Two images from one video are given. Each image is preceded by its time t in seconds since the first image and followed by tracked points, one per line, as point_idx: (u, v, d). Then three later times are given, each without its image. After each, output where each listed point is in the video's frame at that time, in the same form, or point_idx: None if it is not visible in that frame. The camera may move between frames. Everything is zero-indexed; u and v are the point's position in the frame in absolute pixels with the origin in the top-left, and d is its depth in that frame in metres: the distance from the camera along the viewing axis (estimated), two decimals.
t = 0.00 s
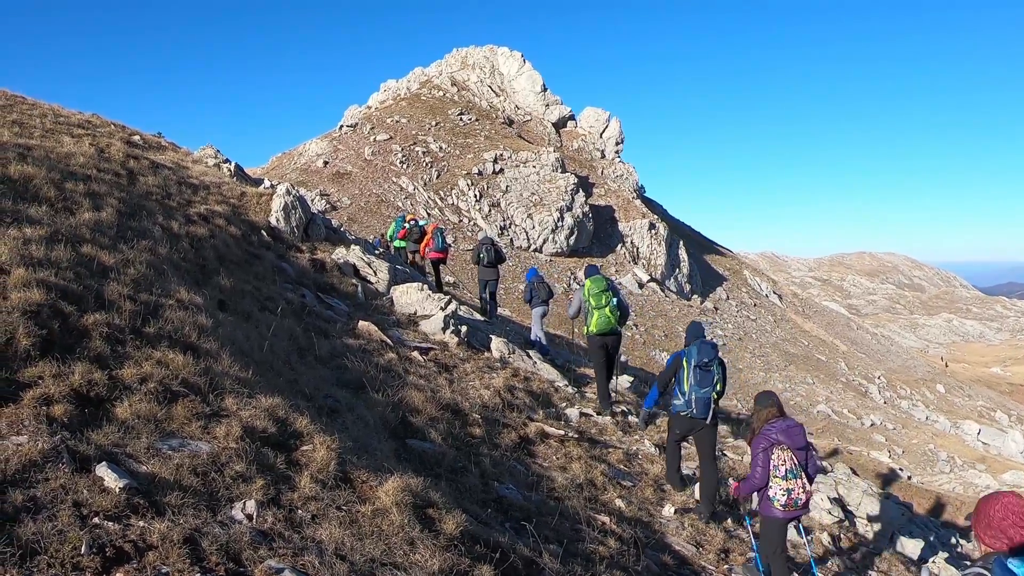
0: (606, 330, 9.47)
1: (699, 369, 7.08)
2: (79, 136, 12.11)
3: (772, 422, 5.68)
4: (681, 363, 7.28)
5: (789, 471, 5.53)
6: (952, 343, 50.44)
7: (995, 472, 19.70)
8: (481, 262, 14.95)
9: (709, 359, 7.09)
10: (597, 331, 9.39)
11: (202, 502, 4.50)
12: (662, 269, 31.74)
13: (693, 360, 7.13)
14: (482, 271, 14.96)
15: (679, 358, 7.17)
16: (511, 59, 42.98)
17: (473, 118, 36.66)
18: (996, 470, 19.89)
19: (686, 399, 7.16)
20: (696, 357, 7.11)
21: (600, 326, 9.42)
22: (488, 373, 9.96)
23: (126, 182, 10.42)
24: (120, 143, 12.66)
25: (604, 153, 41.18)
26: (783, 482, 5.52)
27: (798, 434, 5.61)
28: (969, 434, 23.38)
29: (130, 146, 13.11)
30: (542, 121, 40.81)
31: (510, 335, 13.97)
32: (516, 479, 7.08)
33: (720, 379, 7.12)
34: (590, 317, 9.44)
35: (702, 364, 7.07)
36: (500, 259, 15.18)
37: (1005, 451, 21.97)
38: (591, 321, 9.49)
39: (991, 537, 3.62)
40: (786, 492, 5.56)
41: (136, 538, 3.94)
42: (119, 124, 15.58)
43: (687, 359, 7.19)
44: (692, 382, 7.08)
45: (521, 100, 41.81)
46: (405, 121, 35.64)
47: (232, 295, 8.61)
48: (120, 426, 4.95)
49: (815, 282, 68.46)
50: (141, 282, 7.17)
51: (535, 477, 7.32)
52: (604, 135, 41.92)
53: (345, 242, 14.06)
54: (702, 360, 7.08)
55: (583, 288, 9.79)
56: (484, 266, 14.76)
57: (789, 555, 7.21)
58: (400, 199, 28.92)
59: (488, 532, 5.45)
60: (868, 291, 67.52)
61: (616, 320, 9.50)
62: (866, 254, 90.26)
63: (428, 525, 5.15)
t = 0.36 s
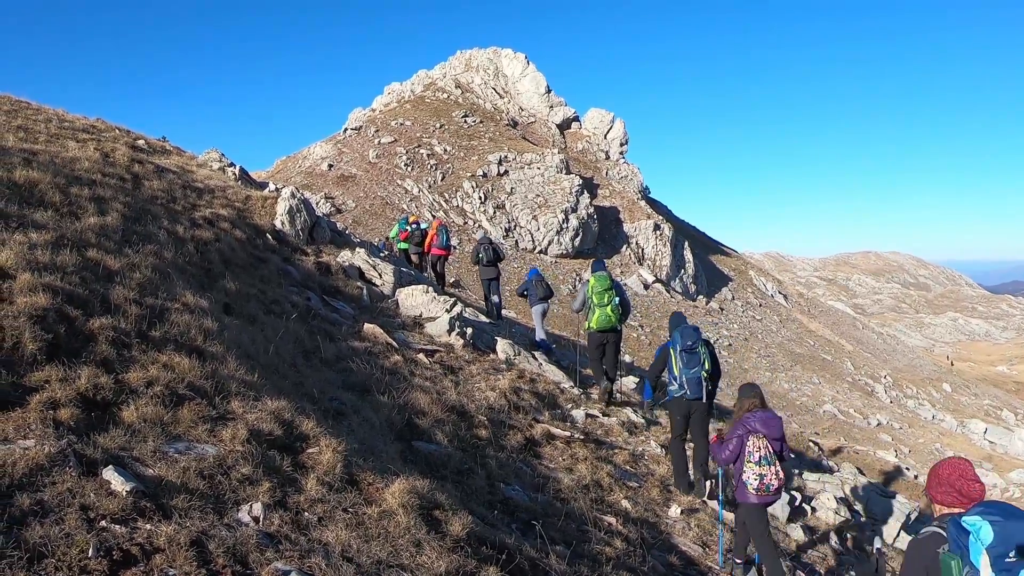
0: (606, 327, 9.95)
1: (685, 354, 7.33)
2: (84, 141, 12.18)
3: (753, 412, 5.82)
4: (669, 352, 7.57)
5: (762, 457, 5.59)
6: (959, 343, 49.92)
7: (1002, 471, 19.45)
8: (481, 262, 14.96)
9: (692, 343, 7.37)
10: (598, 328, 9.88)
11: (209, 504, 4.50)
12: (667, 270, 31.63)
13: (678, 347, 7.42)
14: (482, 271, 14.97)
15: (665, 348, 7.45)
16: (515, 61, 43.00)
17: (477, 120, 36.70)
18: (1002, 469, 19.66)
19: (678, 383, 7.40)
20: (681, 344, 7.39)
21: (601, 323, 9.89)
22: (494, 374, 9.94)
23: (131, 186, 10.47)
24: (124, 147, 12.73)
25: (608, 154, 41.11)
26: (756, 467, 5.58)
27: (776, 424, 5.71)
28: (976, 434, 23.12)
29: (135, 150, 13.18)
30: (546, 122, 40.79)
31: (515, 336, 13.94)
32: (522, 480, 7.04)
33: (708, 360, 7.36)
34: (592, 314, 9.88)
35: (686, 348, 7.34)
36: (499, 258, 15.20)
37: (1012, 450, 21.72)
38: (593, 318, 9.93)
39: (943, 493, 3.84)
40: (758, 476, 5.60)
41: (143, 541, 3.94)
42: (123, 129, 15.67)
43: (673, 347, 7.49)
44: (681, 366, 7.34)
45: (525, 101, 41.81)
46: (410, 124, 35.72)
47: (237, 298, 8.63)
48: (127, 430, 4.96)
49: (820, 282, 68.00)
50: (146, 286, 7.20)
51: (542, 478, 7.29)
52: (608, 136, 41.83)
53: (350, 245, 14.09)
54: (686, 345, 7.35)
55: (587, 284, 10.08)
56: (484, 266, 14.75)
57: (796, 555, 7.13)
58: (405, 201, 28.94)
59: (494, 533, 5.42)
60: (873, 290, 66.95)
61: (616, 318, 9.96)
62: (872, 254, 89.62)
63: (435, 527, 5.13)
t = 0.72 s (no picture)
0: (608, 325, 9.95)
1: (681, 352, 7.34)
2: (90, 144, 12.27)
3: (741, 392, 6.00)
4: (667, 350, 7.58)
5: (745, 438, 5.78)
6: (966, 342, 49.38)
7: (1008, 471, 19.26)
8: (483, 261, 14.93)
9: (689, 341, 7.34)
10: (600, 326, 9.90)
11: (216, 505, 4.50)
12: (673, 270, 31.52)
13: (675, 345, 7.43)
14: (483, 271, 14.94)
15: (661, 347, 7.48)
16: (519, 62, 43.02)
17: (482, 121, 36.73)
18: (1010, 469, 19.45)
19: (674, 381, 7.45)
20: (677, 342, 7.40)
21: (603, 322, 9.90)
22: (500, 375, 9.92)
23: (137, 189, 10.53)
24: (130, 150, 12.82)
25: (613, 154, 41.04)
26: (738, 446, 5.81)
27: (763, 405, 5.96)
28: (982, 433, 22.90)
29: (140, 152, 13.26)
30: (551, 123, 40.76)
31: (521, 337, 13.92)
32: (527, 481, 7.01)
33: (703, 357, 7.34)
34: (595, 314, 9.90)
35: (682, 347, 7.35)
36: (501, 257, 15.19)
37: (1019, 450, 21.49)
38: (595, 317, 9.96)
39: (904, 470, 4.03)
40: (739, 455, 5.83)
41: (150, 542, 3.95)
42: (129, 132, 15.78)
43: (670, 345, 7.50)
44: (676, 365, 7.35)
45: (530, 102, 41.81)
46: (415, 125, 35.80)
47: (243, 300, 8.66)
48: (133, 431, 4.97)
49: (826, 282, 67.56)
50: (153, 288, 7.23)
51: (547, 479, 7.25)
52: (613, 136, 41.75)
53: (356, 247, 14.11)
54: (682, 344, 7.35)
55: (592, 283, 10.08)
56: (486, 265, 14.72)
57: (802, 555, 7.06)
58: (410, 202, 28.98)
59: (500, 534, 5.40)
60: (878, 291, 66.33)
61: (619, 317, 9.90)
62: (878, 254, 88.98)
63: (441, 527, 5.12)
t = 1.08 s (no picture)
0: (609, 317, 10.60)
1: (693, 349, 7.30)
2: (95, 144, 12.32)
3: (711, 394, 6.20)
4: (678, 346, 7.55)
5: (721, 433, 5.91)
6: (972, 343, 48.91)
7: (1014, 472, 19.10)
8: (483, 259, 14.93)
9: (702, 339, 7.27)
10: (602, 317, 10.53)
11: (220, 505, 4.49)
12: (678, 271, 31.40)
13: (687, 341, 7.39)
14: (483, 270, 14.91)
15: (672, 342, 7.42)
16: (525, 62, 43.01)
17: (487, 121, 36.74)
18: (1015, 470, 19.26)
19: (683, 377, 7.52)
20: (689, 339, 7.35)
21: (604, 313, 10.57)
22: (505, 376, 9.89)
23: (142, 189, 10.56)
24: (136, 150, 12.87)
25: (618, 154, 40.96)
26: (716, 442, 5.93)
27: (732, 404, 6.06)
28: (987, 434, 22.68)
29: (145, 152, 13.32)
30: (556, 123, 40.71)
31: (526, 338, 13.87)
32: (532, 481, 6.98)
33: (714, 357, 7.26)
34: (596, 306, 10.58)
35: (694, 343, 7.29)
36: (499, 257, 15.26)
37: None
38: (596, 309, 10.62)
39: (880, 443, 4.46)
40: (719, 450, 5.93)
41: (155, 541, 3.94)
42: (135, 132, 15.85)
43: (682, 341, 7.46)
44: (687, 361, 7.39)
45: (536, 102, 41.78)
46: (420, 125, 35.83)
47: (248, 300, 8.66)
48: (138, 431, 4.97)
49: (831, 282, 67.15)
50: (157, 288, 7.24)
51: (552, 479, 7.21)
52: (619, 137, 41.66)
53: (360, 247, 14.12)
54: (695, 341, 7.28)
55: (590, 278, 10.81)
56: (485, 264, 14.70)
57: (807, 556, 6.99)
58: (415, 203, 29.01)
59: (505, 534, 5.37)
60: (883, 291, 65.84)
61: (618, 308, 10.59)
62: (884, 254, 88.38)
63: (446, 528, 5.08)
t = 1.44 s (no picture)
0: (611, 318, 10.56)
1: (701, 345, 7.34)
2: (99, 144, 12.36)
3: (691, 365, 6.66)
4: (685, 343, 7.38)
5: (700, 406, 6.39)
6: (975, 343, 48.63)
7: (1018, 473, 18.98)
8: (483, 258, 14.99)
9: (710, 336, 7.32)
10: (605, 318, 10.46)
11: (224, 506, 4.47)
12: (681, 271, 31.31)
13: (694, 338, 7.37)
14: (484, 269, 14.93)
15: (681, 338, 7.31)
16: (528, 62, 42.98)
17: (490, 122, 36.74)
18: (1018, 471, 19.15)
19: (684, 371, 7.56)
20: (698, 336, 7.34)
21: (607, 315, 10.49)
22: (508, 376, 9.86)
23: (145, 189, 10.58)
24: (139, 150, 12.90)
25: (622, 155, 40.90)
26: (694, 414, 6.42)
27: (711, 373, 6.55)
28: (991, 435, 22.54)
29: (148, 153, 13.36)
30: (560, 124, 40.66)
31: (530, 338, 13.84)
32: (537, 482, 6.95)
33: (720, 353, 7.39)
34: (599, 306, 10.46)
35: (702, 341, 7.31)
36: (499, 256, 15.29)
37: None
38: (599, 310, 10.51)
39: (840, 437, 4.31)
40: (697, 422, 6.43)
41: (159, 543, 3.93)
42: (139, 133, 15.89)
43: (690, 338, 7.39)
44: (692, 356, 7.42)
45: (539, 103, 41.75)
46: (424, 125, 35.86)
47: (252, 301, 8.66)
48: (142, 432, 4.97)
49: (834, 283, 66.89)
50: (161, 289, 7.25)
51: (556, 480, 7.18)
52: (622, 137, 41.59)
53: (364, 247, 14.12)
54: (704, 338, 7.31)
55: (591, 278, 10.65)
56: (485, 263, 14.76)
57: (810, 557, 6.93)
58: (419, 203, 29.03)
59: (509, 535, 5.34)
60: (887, 291, 65.59)
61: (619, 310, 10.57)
62: (887, 254, 87.99)
63: (450, 529, 5.06)
